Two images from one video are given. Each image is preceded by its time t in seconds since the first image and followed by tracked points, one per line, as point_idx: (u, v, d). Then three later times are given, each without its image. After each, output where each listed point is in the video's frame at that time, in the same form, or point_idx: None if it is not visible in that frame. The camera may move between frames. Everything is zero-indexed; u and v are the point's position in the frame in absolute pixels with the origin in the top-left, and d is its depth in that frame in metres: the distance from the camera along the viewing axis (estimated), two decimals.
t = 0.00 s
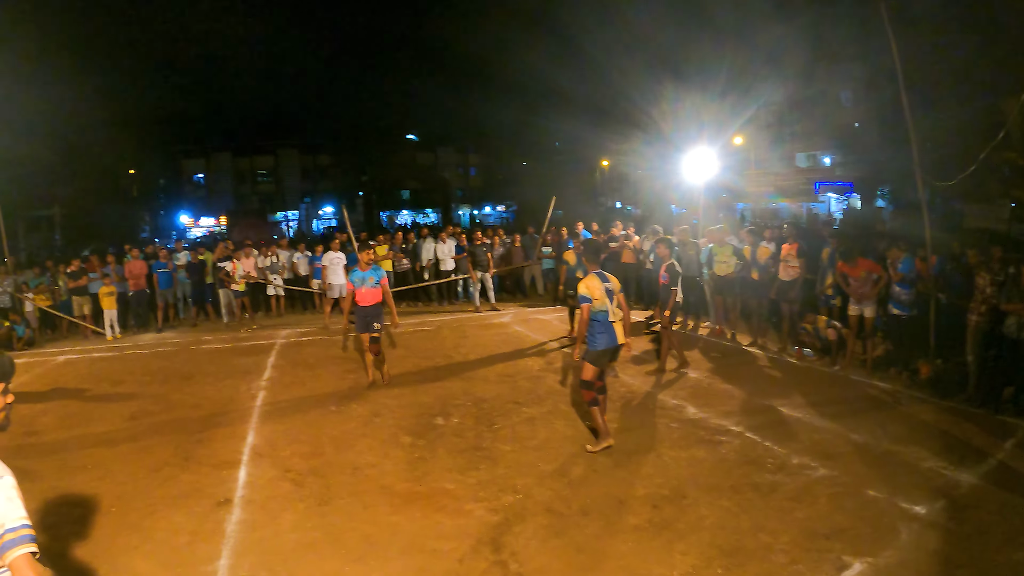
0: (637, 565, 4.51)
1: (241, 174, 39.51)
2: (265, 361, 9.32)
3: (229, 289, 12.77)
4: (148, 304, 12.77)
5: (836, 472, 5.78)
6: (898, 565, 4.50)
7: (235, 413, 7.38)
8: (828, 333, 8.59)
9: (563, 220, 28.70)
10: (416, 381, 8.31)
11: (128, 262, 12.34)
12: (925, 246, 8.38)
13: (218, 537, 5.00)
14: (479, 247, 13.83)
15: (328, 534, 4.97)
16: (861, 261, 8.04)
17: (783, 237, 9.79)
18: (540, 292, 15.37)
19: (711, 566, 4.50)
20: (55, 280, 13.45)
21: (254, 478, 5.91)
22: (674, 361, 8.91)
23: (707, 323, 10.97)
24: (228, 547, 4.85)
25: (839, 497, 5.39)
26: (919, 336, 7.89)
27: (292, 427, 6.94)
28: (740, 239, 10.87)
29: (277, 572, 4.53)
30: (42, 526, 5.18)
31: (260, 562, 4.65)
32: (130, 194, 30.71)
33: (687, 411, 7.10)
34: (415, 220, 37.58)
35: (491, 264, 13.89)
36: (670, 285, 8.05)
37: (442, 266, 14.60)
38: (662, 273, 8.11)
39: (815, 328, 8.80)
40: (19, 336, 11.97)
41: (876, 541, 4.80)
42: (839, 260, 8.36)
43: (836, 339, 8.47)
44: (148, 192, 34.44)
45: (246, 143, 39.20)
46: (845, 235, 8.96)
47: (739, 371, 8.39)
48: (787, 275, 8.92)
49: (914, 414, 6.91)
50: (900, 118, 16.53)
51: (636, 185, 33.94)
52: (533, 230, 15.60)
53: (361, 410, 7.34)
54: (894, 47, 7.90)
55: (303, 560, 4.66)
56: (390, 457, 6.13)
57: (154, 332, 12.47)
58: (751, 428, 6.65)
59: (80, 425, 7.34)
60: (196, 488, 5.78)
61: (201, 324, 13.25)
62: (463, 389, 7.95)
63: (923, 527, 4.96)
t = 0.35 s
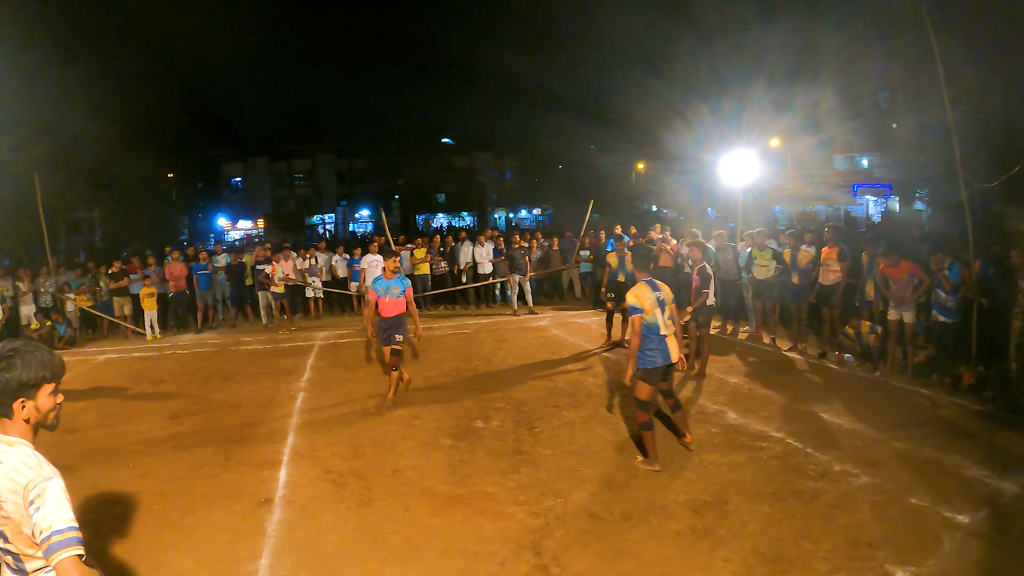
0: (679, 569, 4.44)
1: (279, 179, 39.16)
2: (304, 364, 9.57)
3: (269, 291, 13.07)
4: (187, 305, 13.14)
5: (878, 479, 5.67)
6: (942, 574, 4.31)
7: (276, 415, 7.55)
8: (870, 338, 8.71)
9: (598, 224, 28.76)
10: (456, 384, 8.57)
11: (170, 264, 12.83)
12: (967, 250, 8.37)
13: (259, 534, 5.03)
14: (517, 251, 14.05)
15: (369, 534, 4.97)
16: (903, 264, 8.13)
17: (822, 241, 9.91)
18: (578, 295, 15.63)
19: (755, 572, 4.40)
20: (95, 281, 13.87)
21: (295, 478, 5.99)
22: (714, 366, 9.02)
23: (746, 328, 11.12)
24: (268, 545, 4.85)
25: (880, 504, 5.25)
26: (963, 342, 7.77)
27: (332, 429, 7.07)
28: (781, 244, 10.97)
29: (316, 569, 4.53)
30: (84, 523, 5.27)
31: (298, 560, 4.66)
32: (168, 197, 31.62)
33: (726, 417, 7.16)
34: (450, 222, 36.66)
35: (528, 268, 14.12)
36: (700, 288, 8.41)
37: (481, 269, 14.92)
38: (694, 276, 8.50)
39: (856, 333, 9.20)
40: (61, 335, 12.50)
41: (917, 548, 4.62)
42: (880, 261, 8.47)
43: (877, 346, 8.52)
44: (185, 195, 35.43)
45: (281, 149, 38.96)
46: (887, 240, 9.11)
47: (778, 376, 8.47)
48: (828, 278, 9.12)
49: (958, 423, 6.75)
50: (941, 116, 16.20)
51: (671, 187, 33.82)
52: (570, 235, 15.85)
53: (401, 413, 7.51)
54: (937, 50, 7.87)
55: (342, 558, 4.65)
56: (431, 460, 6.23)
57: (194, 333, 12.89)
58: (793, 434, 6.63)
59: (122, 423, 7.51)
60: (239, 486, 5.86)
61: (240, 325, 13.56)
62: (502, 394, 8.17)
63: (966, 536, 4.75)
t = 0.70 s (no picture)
0: (692, 571, 4.43)
1: (291, 177, 39.30)
2: (318, 362, 9.64)
3: (282, 290, 13.21)
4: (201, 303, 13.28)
5: (892, 483, 5.65)
6: None
7: (290, 413, 7.61)
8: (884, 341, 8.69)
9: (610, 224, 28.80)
10: (468, 384, 8.64)
11: (183, 263, 12.94)
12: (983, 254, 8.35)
13: (272, 532, 5.06)
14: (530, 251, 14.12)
15: (381, 533, 4.99)
16: (920, 264, 8.08)
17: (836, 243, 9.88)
18: (591, 296, 15.65)
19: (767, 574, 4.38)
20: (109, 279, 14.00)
21: (308, 476, 6.02)
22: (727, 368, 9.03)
23: (759, 330, 11.12)
24: (281, 543, 4.88)
25: (894, 508, 5.22)
26: (976, 347, 7.71)
27: (345, 428, 7.11)
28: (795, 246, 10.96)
29: (329, 568, 4.54)
30: (97, 519, 5.32)
31: (310, 558, 4.67)
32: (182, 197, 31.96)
33: (739, 419, 7.17)
34: (462, 223, 37.88)
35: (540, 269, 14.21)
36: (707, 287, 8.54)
37: (494, 269, 14.97)
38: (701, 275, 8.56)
39: (869, 337, 9.14)
40: (75, 331, 12.67)
41: (931, 552, 4.60)
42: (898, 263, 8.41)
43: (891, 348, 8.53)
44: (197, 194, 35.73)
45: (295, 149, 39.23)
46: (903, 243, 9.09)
47: (791, 379, 8.47)
48: (843, 281, 9.01)
49: (972, 427, 6.72)
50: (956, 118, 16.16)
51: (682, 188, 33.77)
52: (582, 235, 15.94)
53: (414, 413, 7.55)
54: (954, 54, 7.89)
55: (355, 558, 4.67)
56: (444, 460, 6.26)
57: (207, 331, 13.03)
58: (807, 436, 6.64)
59: (136, 420, 7.58)
60: (252, 484, 5.90)
61: (252, 324, 13.66)
62: (516, 394, 8.21)
63: (979, 541, 4.72)
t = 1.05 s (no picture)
0: (693, 570, 4.43)
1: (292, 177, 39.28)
2: (321, 361, 9.65)
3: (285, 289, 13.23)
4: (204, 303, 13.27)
5: (895, 483, 5.65)
6: None
7: (292, 412, 7.62)
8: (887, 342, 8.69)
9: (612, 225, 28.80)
10: (470, 383, 8.65)
11: (186, 262, 12.96)
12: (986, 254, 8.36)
13: (274, 530, 5.07)
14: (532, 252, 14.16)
15: (383, 533, 4.99)
16: (926, 265, 8.09)
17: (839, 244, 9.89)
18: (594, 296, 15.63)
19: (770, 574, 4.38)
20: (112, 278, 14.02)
21: (310, 475, 6.02)
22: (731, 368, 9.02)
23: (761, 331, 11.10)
24: (284, 542, 4.88)
25: (897, 508, 5.23)
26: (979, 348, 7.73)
27: (347, 428, 7.12)
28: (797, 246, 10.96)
29: (332, 567, 4.55)
30: (100, 518, 5.33)
31: (312, 557, 4.68)
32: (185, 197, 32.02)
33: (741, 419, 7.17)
34: (465, 223, 37.65)
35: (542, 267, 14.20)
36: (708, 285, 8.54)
37: (496, 269, 14.98)
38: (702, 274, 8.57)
39: (873, 337, 9.13)
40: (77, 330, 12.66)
41: (934, 552, 4.60)
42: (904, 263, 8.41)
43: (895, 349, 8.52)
44: (199, 194, 35.75)
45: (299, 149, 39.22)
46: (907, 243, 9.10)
47: (794, 379, 8.47)
48: (846, 281, 9.09)
49: (974, 427, 6.72)
50: (960, 118, 16.15)
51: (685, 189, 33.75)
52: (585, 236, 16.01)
53: (417, 412, 7.57)
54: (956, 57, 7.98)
55: (358, 557, 4.67)
56: (446, 459, 6.27)
57: (209, 330, 13.03)
58: (810, 437, 6.65)
59: (138, 419, 7.58)
60: (254, 483, 5.91)
61: (255, 323, 13.67)
62: (519, 393, 8.21)
63: (982, 541, 4.72)
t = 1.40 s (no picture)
0: (694, 569, 4.44)
1: (293, 177, 39.31)
2: (321, 360, 9.66)
3: (286, 289, 13.28)
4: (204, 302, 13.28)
5: (895, 482, 5.65)
6: None
7: (293, 411, 7.64)
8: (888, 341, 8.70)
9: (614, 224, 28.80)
10: (471, 383, 8.64)
11: (187, 262, 13.01)
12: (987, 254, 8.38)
13: (275, 529, 5.07)
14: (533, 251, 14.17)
15: (384, 531, 5.00)
16: (930, 265, 8.10)
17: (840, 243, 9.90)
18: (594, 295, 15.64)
19: (770, 573, 4.39)
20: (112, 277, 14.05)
21: (311, 474, 6.03)
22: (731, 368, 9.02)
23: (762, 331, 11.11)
24: (284, 541, 4.89)
25: (896, 508, 5.23)
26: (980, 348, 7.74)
27: (347, 427, 7.13)
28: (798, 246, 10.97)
29: (332, 566, 4.55)
30: (100, 516, 5.34)
31: (313, 556, 4.69)
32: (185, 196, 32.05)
33: (741, 418, 7.17)
34: (465, 222, 37.56)
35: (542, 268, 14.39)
36: (709, 286, 8.51)
37: (497, 269, 14.98)
38: (703, 274, 8.56)
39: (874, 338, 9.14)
40: (78, 330, 12.65)
41: (934, 552, 4.61)
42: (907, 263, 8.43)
43: (896, 349, 8.52)
44: (200, 194, 35.76)
45: (300, 149, 39.20)
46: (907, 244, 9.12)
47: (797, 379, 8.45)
48: (846, 281, 9.14)
49: (974, 427, 6.73)
50: (961, 118, 16.14)
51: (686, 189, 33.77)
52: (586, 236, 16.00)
53: (418, 411, 7.59)
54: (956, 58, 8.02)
55: (358, 556, 4.67)
56: (447, 458, 6.28)
57: (210, 330, 13.04)
58: (810, 436, 6.65)
59: (138, 418, 7.59)
60: (255, 481, 5.92)
61: (255, 323, 13.68)
62: (519, 392, 8.21)
63: (982, 541, 4.72)
